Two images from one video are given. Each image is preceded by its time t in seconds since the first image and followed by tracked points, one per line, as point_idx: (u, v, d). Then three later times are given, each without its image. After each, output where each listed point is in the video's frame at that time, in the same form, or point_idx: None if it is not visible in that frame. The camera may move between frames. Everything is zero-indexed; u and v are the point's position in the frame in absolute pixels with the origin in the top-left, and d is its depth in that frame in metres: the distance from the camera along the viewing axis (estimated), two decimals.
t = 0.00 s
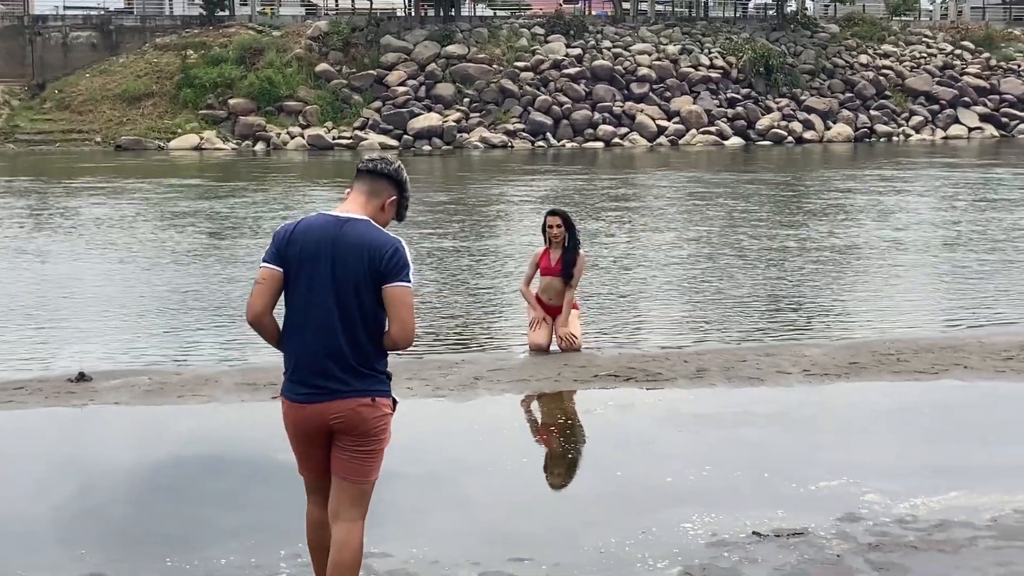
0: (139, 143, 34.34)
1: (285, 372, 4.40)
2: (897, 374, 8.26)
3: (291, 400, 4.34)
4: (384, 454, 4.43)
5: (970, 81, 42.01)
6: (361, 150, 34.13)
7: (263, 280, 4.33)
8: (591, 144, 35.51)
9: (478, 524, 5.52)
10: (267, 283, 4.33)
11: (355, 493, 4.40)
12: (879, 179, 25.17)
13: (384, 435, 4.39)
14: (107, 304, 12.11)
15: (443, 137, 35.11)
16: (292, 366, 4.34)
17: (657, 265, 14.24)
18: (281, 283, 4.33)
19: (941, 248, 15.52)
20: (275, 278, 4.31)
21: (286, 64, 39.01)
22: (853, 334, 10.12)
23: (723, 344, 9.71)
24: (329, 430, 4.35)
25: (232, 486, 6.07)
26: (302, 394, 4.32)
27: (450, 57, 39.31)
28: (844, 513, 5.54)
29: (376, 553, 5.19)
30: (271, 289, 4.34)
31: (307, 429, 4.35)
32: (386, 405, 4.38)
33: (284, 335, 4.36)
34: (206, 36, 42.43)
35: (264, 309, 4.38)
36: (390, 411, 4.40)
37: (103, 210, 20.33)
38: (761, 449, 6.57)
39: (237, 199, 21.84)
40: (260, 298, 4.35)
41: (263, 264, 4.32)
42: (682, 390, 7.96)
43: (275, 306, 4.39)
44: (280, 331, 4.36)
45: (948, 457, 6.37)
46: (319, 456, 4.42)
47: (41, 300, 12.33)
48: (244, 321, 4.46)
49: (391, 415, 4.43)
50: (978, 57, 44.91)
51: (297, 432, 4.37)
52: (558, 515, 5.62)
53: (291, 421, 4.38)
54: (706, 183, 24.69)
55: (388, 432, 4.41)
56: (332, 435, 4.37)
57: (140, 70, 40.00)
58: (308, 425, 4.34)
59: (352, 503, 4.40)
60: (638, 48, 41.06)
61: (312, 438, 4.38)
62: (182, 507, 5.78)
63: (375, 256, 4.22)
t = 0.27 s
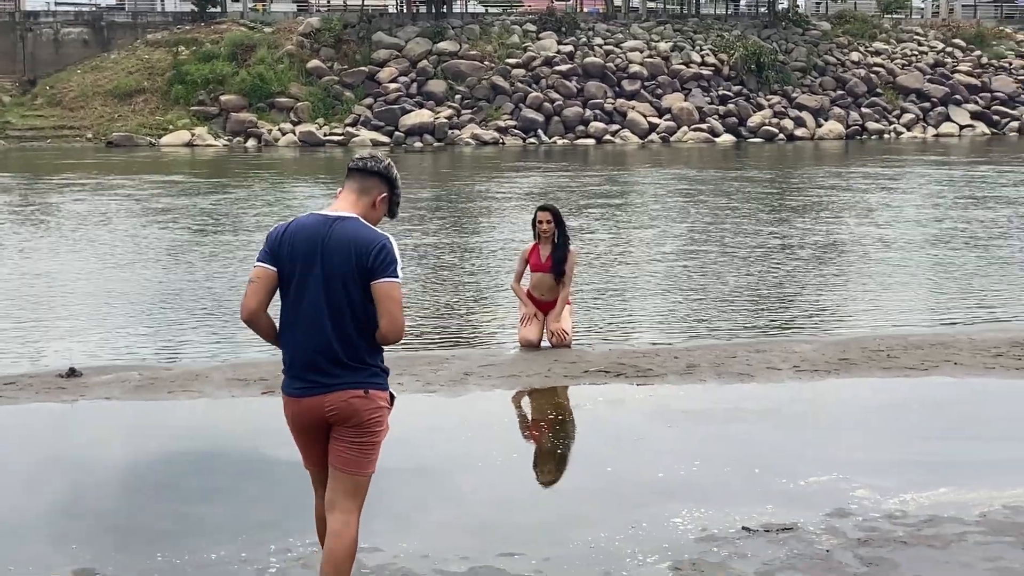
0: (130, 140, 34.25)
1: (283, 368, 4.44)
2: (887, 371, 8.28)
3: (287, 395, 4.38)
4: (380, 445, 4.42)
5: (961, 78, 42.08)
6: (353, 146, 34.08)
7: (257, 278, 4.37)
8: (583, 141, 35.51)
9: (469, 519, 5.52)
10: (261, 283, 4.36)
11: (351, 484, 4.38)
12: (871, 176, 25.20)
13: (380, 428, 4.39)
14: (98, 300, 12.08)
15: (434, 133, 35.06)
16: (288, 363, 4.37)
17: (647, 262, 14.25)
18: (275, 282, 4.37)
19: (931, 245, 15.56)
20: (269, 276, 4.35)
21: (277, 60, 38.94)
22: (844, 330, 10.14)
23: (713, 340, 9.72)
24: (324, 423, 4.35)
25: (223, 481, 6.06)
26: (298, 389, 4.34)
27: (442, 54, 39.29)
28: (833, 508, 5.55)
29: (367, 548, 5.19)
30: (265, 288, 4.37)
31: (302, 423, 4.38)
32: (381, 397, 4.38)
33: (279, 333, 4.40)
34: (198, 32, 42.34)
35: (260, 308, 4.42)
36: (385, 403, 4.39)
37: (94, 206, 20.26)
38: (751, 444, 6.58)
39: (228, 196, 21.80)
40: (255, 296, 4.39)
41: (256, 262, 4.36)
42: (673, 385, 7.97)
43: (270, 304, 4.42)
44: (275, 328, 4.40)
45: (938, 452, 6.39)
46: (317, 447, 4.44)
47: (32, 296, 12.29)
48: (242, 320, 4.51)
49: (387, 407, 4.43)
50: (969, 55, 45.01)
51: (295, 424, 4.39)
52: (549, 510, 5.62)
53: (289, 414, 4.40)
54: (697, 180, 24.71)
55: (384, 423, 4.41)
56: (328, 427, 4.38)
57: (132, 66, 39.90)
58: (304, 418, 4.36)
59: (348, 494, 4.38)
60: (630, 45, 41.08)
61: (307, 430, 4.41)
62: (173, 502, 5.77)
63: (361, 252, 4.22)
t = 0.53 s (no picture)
0: (124, 137, 34.17)
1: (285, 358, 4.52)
2: (881, 369, 8.29)
3: (290, 383, 4.46)
4: (379, 435, 4.49)
5: (956, 78, 42.13)
6: (347, 144, 34.04)
7: (259, 271, 4.47)
8: (578, 139, 35.50)
9: (463, 517, 5.52)
10: (263, 275, 4.46)
11: (351, 472, 4.47)
12: (865, 176, 25.22)
13: (382, 416, 4.46)
14: (92, 297, 12.05)
15: (429, 131, 35.02)
16: (290, 351, 4.46)
17: (642, 261, 14.24)
18: (277, 274, 4.46)
19: (925, 244, 15.57)
20: (271, 268, 4.44)
21: (272, 58, 38.88)
22: (838, 329, 10.14)
23: (707, 339, 9.72)
24: (324, 409, 4.44)
25: (218, 478, 6.06)
26: (300, 377, 4.43)
27: (436, 52, 39.27)
28: (827, 507, 5.55)
29: (361, 545, 5.18)
30: (266, 280, 4.47)
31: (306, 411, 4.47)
32: (379, 386, 4.44)
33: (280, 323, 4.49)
34: (193, 30, 42.28)
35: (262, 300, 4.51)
36: (383, 393, 4.46)
37: (88, 203, 20.22)
38: (746, 442, 6.58)
39: (222, 193, 21.76)
40: (256, 288, 4.48)
41: (259, 254, 4.46)
42: (667, 384, 7.97)
43: (271, 295, 4.51)
44: (276, 316, 4.47)
45: (932, 451, 6.40)
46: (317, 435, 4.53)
47: (25, 292, 12.26)
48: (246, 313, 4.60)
49: (386, 397, 4.48)
50: (963, 55, 45.07)
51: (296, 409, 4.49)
52: (543, 508, 5.62)
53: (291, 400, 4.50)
54: (691, 179, 24.72)
55: (383, 412, 4.47)
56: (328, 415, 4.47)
57: (126, 64, 39.82)
58: (307, 405, 4.44)
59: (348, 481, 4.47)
60: (625, 44, 41.09)
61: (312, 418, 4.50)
62: (168, 499, 5.77)
63: (358, 240, 4.31)
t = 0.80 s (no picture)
0: (121, 137, 34.13)
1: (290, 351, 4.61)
2: (878, 371, 8.29)
3: (296, 376, 4.55)
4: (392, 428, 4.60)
5: (953, 80, 42.18)
6: (345, 144, 34.03)
7: (262, 267, 4.57)
8: (575, 140, 35.49)
9: (460, 517, 5.52)
10: (266, 271, 4.56)
11: (372, 467, 4.62)
12: (862, 177, 25.23)
13: (389, 408, 4.56)
14: (87, 297, 12.03)
15: (426, 132, 35.01)
16: (293, 344, 4.55)
17: (639, 261, 14.24)
18: (280, 269, 4.55)
19: (922, 246, 15.58)
20: (274, 264, 4.54)
21: (269, 58, 38.86)
22: (835, 330, 10.15)
23: (704, 340, 9.72)
24: (330, 402, 4.53)
25: (216, 478, 6.05)
26: (305, 369, 4.51)
27: (434, 52, 39.26)
28: (823, 508, 5.56)
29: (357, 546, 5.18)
30: (269, 275, 4.57)
31: (315, 405, 4.55)
32: (382, 378, 4.52)
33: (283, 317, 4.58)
34: (190, 30, 42.25)
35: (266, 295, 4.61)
36: (388, 385, 4.54)
37: (84, 203, 20.19)
38: (742, 443, 6.60)
39: (219, 194, 21.73)
40: (259, 283, 4.57)
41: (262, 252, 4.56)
42: (664, 385, 7.97)
43: (275, 291, 4.60)
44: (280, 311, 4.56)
45: (928, 452, 6.41)
46: (326, 430, 4.61)
47: (21, 292, 12.23)
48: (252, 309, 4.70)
49: (392, 390, 4.58)
50: (960, 57, 45.12)
51: (303, 404, 4.57)
52: (540, 508, 5.62)
53: (296, 393, 4.59)
54: (688, 181, 24.73)
55: (389, 405, 4.55)
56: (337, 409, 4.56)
57: (123, 64, 39.79)
58: (313, 397, 4.53)
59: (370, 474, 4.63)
60: (622, 45, 41.10)
61: (322, 411, 4.58)
62: (166, 499, 5.76)
63: (355, 232, 4.39)
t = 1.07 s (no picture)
0: (120, 139, 34.16)
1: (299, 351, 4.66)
2: (876, 374, 8.31)
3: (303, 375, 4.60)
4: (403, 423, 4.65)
5: (952, 84, 42.20)
6: (344, 147, 34.05)
7: (270, 268, 4.63)
8: (574, 143, 35.51)
9: (459, 519, 5.52)
10: (274, 272, 4.62)
11: (391, 459, 4.69)
12: (862, 181, 25.23)
13: (398, 405, 4.59)
14: (87, 298, 12.04)
15: (425, 135, 35.03)
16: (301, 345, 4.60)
17: (639, 265, 14.25)
18: (287, 270, 4.61)
19: (921, 250, 15.59)
20: (281, 266, 4.61)
21: (269, 61, 38.89)
22: (833, 334, 10.16)
23: (702, 343, 9.73)
24: (339, 401, 4.58)
25: (215, 480, 6.06)
26: (312, 369, 4.57)
27: (433, 55, 39.30)
28: (822, 511, 5.56)
29: (355, 548, 5.18)
30: (277, 277, 4.62)
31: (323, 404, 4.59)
32: (390, 375, 4.55)
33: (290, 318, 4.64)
34: (190, 32, 42.28)
35: (273, 297, 4.66)
36: (397, 380, 4.58)
37: (84, 205, 20.19)
38: (742, 446, 6.60)
39: (218, 196, 21.75)
40: (267, 284, 4.63)
41: (270, 255, 4.64)
42: (662, 388, 7.98)
43: (283, 291, 4.66)
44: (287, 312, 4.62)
45: (926, 457, 6.40)
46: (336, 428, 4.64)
47: (20, 294, 12.24)
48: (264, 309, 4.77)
49: (402, 383, 4.62)
50: (959, 61, 45.15)
51: (313, 404, 4.62)
52: (538, 512, 5.61)
53: (305, 392, 4.64)
54: (688, 184, 24.74)
55: (398, 403, 4.60)
56: (348, 407, 4.61)
57: (123, 66, 39.82)
58: (321, 396, 4.58)
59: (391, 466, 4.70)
60: (622, 48, 41.13)
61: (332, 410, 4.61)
62: (166, 500, 5.77)
63: (353, 235, 4.41)
